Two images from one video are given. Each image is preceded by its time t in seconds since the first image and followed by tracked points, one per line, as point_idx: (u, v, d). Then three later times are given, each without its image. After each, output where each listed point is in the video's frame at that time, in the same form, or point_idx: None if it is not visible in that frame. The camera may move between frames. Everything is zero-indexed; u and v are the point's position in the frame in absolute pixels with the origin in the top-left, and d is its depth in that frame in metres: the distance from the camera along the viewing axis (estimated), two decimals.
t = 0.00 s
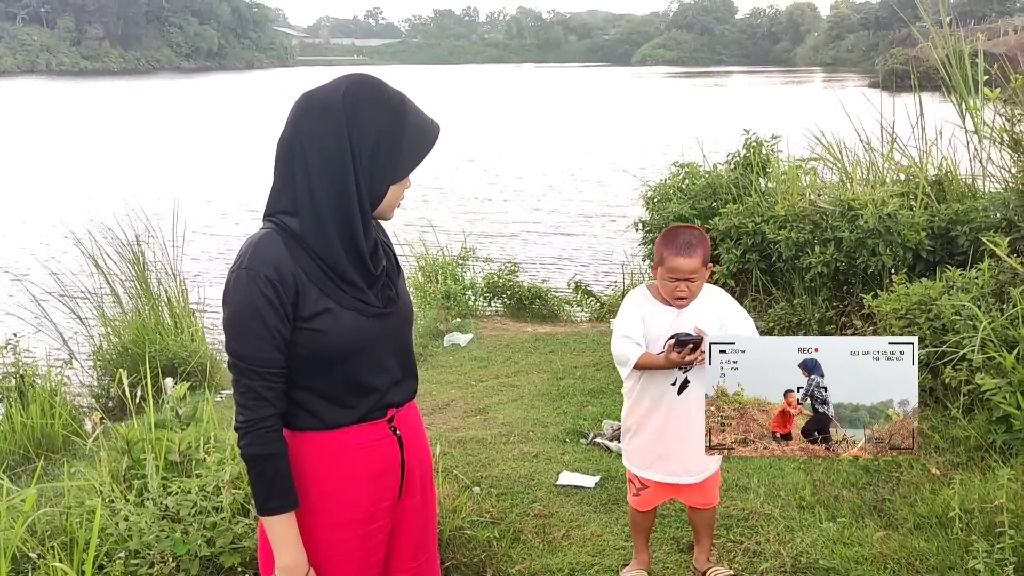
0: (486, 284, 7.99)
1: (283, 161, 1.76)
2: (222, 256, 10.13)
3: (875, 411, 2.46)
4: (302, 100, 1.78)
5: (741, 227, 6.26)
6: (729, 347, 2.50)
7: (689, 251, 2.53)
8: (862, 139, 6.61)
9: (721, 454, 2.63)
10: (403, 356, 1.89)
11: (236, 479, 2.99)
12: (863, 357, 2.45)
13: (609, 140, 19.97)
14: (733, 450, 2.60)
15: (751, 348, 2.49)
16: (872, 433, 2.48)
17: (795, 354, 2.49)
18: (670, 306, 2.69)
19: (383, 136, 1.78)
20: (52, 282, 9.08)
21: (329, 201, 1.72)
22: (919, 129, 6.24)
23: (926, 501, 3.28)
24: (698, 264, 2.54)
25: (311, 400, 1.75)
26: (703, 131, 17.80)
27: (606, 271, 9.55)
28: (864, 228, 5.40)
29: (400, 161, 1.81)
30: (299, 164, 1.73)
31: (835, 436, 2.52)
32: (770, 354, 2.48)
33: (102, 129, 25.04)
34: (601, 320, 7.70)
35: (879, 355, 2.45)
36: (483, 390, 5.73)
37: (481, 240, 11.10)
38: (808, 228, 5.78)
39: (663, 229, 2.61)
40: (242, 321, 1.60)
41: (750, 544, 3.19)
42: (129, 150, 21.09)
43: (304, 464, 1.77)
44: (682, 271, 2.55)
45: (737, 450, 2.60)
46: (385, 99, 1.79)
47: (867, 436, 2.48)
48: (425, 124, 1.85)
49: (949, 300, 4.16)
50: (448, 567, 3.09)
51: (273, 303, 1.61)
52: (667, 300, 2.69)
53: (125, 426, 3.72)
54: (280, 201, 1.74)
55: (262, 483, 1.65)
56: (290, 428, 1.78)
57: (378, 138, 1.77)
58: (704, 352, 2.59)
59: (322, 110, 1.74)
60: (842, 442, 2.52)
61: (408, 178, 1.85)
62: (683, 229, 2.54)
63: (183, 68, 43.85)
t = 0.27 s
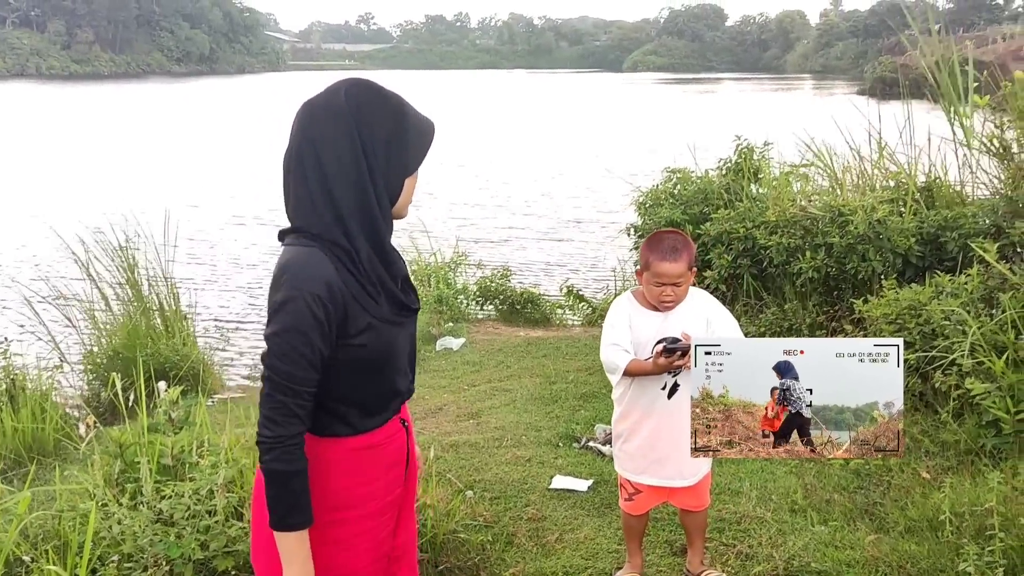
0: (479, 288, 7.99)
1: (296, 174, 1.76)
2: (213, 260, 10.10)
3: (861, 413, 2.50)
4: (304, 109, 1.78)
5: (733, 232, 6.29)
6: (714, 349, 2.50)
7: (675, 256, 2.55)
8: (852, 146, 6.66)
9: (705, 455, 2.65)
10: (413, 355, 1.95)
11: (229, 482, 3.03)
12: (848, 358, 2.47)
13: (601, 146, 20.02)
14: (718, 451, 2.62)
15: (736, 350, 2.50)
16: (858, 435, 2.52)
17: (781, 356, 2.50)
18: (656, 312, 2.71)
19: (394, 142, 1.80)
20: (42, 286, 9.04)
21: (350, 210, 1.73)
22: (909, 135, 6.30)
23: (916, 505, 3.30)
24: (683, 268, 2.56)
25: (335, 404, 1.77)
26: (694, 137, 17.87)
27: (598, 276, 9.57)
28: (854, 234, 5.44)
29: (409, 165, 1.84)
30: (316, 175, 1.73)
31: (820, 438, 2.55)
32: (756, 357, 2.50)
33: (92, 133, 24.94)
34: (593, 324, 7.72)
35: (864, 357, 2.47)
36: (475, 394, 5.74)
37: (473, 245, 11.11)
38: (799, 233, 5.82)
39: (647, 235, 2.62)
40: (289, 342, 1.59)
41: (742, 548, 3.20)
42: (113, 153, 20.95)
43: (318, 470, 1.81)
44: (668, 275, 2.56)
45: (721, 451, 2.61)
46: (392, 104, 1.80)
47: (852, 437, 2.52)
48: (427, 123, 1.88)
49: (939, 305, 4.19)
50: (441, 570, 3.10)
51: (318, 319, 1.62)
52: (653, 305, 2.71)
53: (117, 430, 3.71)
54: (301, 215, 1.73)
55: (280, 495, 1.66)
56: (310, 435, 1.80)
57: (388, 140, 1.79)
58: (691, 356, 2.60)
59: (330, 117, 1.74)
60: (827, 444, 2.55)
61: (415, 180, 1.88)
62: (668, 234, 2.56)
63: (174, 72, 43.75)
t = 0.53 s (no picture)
0: (464, 292, 8.01)
1: (350, 179, 1.79)
2: (197, 263, 10.06)
3: (844, 419, 2.54)
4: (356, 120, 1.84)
5: (717, 236, 6.35)
6: (697, 355, 2.54)
7: (665, 259, 2.58)
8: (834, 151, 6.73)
9: (690, 461, 2.66)
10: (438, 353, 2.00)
11: (215, 484, 3.04)
12: (831, 364, 2.50)
13: (585, 151, 20.10)
14: (702, 457, 2.63)
15: (719, 357, 2.53)
16: (841, 441, 2.57)
17: (764, 362, 2.53)
18: (644, 315, 2.74)
19: (439, 152, 1.87)
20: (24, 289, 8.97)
21: (400, 217, 1.79)
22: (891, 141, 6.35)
23: (898, 505, 3.35)
24: (673, 272, 2.58)
25: (371, 401, 1.80)
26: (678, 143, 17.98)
27: (583, 280, 9.61)
28: (837, 238, 5.49)
29: (449, 176, 1.91)
30: (369, 181, 1.78)
31: (803, 444, 2.58)
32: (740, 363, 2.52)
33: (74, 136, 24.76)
34: (578, 328, 7.75)
35: (847, 363, 2.50)
36: (461, 397, 5.74)
37: (458, 249, 11.11)
38: (782, 237, 5.88)
39: (640, 238, 2.65)
40: (347, 333, 1.61)
41: (727, 548, 3.23)
42: (96, 156, 20.82)
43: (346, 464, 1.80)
44: (658, 278, 2.59)
45: (704, 456, 2.63)
46: (439, 116, 1.87)
47: (836, 443, 2.57)
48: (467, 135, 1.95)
49: (920, 308, 4.25)
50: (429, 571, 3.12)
51: (376, 314, 1.65)
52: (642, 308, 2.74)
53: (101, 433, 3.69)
54: (353, 217, 1.76)
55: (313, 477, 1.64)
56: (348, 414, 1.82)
57: (435, 153, 1.86)
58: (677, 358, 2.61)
59: (386, 128, 1.81)
60: (810, 449, 2.59)
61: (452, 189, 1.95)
62: (660, 238, 2.59)
63: (157, 75, 43.51)
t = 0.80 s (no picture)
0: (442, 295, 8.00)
1: (398, 176, 2.11)
2: (171, 267, 9.98)
3: (822, 424, 2.59)
4: (393, 124, 2.18)
5: (692, 239, 6.40)
6: (674, 360, 2.59)
7: (649, 260, 2.64)
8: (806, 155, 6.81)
9: (667, 467, 2.72)
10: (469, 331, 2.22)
11: (187, 487, 3.04)
12: (808, 369, 2.55)
13: (563, 155, 20.17)
14: (680, 462, 2.70)
15: (695, 362, 2.59)
16: (819, 446, 2.61)
17: (741, 367, 2.58)
18: (628, 317, 2.78)
19: (470, 148, 2.18)
20: None
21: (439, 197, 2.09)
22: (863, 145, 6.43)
23: (867, 503, 3.40)
24: (656, 272, 2.64)
25: (415, 362, 2.02)
26: (654, 147, 18.09)
27: (560, 283, 9.64)
28: (810, 241, 5.57)
29: (479, 169, 2.22)
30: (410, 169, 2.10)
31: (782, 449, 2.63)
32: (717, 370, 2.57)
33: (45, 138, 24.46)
34: (555, 331, 7.78)
35: (824, 368, 2.55)
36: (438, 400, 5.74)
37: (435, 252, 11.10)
38: (756, 240, 5.94)
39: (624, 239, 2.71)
40: (407, 289, 1.84)
41: (701, 546, 3.27)
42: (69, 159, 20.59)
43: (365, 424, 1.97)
44: (641, 279, 2.65)
45: (682, 462, 2.70)
46: (468, 117, 2.18)
47: (814, 448, 2.61)
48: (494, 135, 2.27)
49: (890, 309, 4.32)
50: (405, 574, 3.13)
51: (430, 274, 1.90)
52: (626, 309, 2.78)
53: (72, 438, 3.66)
54: (400, 205, 2.05)
55: (363, 417, 1.80)
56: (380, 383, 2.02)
57: (467, 149, 2.18)
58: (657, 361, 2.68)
59: (421, 124, 2.13)
60: (788, 455, 2.64)
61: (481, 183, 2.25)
62: (644, 239, 2.65)
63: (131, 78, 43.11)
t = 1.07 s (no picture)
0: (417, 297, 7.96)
1: (431, 196, 2.22)
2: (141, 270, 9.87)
3: (808, 427, 2.66)
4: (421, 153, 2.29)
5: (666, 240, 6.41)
6: (658, 364, 2.65)
7: (638, 259, 2.69)
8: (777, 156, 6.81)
9: (653, 469, 2.78)
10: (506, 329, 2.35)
11: (153, 492, 3.03)
12: (793, 372, 2.62)
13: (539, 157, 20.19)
14: (667, 465, 2.75)
15: (681, 365, 2.64)
16: (805, 448, 2.68)
17: (726, 370, 2.63)
18: (616, 315, 2.81)
19: (492, 162, 2.28)
20: None
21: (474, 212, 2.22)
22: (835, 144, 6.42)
23: (837, 499, 3.43)
24: (644, 272, 2.69)
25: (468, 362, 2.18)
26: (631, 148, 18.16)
27: (536, 285, 9.64)
28: (781, 241, 5.62)
29: (504, 180, 2.32)
30: (442, 191, 2.21)
31: (768, 452, 2.71)
32: (701, 375, 2.63)
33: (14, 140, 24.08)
34: (531, 332, 7.77)
35: (809, 371, 2.62)
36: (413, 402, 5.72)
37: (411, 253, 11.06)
38: (728, 240, 5.97)
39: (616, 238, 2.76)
40: (463, 304, 1.99)
41: (673, 545, 3.28)
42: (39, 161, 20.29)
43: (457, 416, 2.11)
44: (629, 276, 2.69)
45: (670, 465, 2.75)
46: (487, 135, 2.29)
47: (800, 451, 2.69)
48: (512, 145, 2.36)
49: (860, 307, 4.36)
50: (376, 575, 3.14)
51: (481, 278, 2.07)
52: (613, 308, 2.81)
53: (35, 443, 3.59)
54: (436, 224, 2.17)
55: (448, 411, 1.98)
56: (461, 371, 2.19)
57: (490, 163, 2.28)
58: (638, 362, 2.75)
59: (446, 150, 2.24)
60: (774, 458, 2.72)
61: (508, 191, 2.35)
62: (636, 239, 2.70)
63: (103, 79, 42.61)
